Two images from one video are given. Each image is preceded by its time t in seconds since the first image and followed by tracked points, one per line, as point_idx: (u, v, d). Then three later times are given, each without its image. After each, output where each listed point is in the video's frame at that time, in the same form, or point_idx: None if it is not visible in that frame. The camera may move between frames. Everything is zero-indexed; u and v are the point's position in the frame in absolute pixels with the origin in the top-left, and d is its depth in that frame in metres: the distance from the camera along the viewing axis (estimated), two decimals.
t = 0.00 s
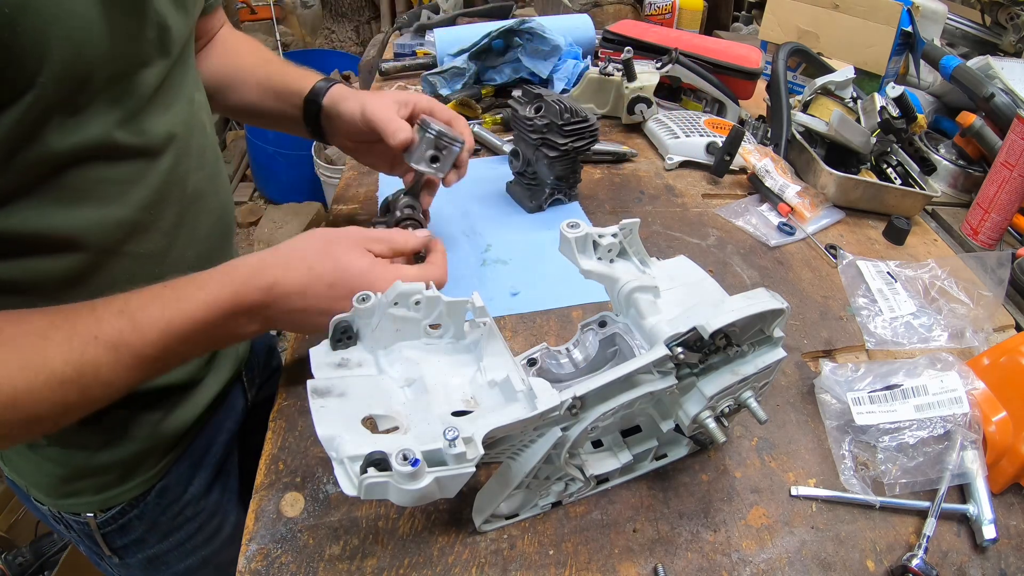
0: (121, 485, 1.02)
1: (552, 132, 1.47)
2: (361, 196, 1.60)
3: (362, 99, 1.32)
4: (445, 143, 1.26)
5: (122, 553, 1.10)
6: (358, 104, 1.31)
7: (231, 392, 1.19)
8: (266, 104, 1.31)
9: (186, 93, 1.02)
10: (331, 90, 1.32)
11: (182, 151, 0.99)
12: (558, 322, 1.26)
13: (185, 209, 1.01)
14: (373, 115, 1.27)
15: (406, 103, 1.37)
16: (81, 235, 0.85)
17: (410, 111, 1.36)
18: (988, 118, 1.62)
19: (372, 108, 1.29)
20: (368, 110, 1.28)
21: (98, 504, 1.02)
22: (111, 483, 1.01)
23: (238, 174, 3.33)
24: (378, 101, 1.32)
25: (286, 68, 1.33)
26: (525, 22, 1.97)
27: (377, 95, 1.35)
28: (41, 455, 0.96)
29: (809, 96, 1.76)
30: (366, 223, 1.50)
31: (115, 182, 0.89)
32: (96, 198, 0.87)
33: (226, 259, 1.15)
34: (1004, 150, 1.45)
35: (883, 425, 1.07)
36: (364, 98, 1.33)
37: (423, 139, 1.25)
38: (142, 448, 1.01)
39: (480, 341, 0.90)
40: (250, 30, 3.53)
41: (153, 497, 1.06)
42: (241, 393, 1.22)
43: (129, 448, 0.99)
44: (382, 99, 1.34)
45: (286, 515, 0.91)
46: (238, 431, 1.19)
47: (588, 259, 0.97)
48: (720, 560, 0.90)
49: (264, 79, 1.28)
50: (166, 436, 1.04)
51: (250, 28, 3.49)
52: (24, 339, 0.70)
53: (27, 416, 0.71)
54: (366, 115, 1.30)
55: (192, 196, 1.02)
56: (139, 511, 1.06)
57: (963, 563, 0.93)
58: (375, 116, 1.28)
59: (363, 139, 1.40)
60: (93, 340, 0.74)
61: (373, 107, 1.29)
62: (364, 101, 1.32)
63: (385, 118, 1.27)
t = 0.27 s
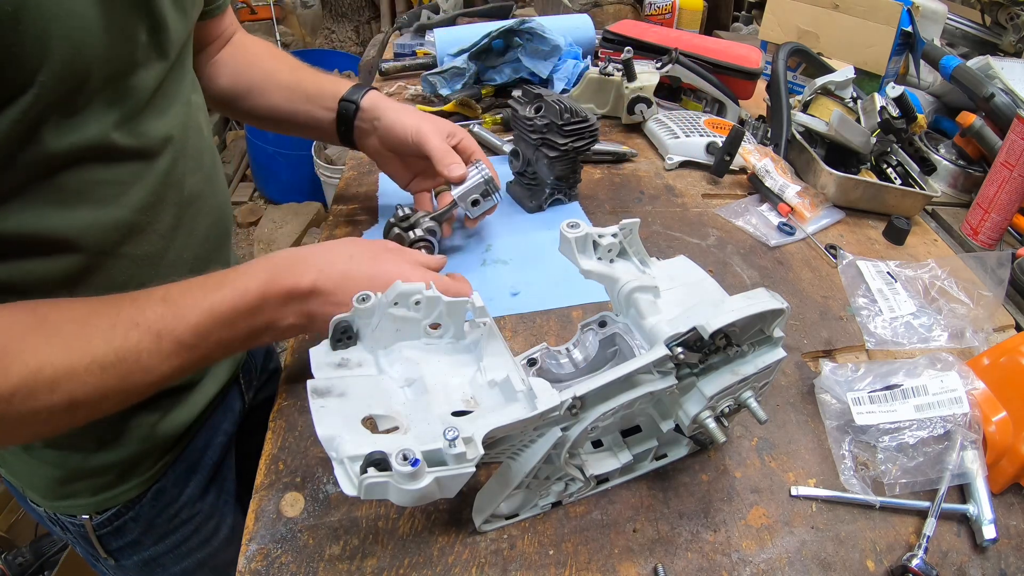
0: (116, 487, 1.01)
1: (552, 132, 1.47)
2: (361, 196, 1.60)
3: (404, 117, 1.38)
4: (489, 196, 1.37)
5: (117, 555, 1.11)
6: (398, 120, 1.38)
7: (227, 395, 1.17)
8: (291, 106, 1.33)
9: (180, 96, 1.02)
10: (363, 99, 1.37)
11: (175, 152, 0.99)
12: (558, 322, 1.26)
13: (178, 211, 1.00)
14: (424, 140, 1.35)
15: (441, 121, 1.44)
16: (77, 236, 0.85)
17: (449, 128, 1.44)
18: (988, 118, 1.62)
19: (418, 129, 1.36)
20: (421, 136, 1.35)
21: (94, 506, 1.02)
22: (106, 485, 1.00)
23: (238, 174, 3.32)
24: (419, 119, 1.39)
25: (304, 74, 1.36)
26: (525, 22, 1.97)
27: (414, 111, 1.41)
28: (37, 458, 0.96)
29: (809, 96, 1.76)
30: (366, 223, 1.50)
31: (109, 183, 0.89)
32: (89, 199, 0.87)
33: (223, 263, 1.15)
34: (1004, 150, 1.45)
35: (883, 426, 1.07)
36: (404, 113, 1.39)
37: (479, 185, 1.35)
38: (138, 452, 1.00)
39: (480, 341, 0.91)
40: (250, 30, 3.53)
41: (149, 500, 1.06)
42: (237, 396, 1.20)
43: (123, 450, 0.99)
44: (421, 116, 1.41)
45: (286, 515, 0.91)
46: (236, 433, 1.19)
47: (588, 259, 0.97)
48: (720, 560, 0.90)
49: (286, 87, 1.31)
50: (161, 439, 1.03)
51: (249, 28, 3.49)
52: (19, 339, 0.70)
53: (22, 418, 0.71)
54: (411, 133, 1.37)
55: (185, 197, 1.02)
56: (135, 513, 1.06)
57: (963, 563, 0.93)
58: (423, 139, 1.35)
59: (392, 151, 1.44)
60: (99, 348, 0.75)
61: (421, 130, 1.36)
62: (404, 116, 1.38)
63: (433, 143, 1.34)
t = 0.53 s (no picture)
0: (115, 490, 1.01)
1: (552, 132, 1.47)
2: (361, 196, 1.60)
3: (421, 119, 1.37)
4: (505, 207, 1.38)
5: (115, 557, 1.11)
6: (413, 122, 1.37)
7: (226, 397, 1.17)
8: (303, 105, 1.33)
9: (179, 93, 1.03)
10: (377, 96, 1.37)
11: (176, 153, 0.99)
12: (558, 322, 1.26)
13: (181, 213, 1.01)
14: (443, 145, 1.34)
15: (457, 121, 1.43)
16: (76, 239, 0.85)
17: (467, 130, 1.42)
18: (988, 118, 1.62)
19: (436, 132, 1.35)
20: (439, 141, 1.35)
21: (92, 509, 1.01)
22: (105, 487, 1.00)
23: (238, 174, 3.32)
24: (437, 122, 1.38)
25: (314, 71, 1.35)
26: (525, 22, 1.97)
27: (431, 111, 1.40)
28: (37, 460, 0.95)
29: (809, 96, 1.76)
30: (366, 223, 1.50)
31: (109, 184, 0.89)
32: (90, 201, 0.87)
33: (222, 265, 1.15)
34: (1004, 150, 1.44)
35: (883, 426, 1.07)
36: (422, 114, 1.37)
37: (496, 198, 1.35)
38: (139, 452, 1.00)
39: (480, 341, 0.91)
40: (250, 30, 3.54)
41: (149, 501, 1.06)
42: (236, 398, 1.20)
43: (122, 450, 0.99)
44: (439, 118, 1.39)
45: (286, 515, 0.91)
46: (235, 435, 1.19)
47: (588, 259, 0.97)
48: (720, 560, 0.90)
49: (295, 85, 1.31)
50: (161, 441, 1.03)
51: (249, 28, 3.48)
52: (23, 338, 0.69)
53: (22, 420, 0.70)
54: (429, 136, 1.36)
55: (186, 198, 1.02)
56: (134, 515, 1.06)
57: (963, 563, 0.93)
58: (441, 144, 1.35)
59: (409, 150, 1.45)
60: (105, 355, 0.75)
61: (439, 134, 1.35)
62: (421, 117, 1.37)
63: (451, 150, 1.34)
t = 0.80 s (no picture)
0: (105, 504, 1.01)
1: (553, 132, 1.47)
2: (360, 196, 1.60)
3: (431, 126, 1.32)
4: (522, 228, 1.39)
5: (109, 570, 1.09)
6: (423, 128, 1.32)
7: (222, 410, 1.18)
8: (309, 114, 1.33)
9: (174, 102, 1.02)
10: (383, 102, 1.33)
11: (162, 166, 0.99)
12: (558, 323, 1.26)
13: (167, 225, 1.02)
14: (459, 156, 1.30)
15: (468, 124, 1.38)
16: (61, 252, 0.86)
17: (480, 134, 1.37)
18: (989, 118, 1.62)
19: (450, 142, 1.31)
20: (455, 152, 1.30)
21: (83, 523, 1.00)
22: (96, 501, 1.00)
23: (239, 174, 3.32)
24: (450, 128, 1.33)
25: (318, 76, 1.33)
26: (525, 22, 1.97)
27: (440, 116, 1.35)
28: (27, 471, 0.96)
29: (809, 96, 1.76)
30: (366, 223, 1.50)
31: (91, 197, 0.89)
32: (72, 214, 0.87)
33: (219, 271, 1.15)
34: (1004, 150, 1.44)
35: (883, 425, 1.07)
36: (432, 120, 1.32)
37: (517, 216, 1.36)
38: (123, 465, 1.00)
39: (480, 342, 0.91)
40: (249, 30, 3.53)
41: (141, 515, 1.05)
42: (232, 410, 1.21)
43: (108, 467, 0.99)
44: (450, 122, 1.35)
45: (286, 515, 0.91)
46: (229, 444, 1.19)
47: (588, 259, 0.97)
48: (720, 560, 0.90)
49: (297, 92, 1.30)
50: (156, 452, 1.04)
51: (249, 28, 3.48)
52: None
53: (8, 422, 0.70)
54: (442, 146, 1.31)
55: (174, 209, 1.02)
56: (127, 528, 1.05)
57: (963, 563, 0.93)
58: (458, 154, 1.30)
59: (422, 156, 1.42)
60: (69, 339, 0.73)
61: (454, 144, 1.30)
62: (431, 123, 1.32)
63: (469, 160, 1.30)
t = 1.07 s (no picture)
0: (104, 534, 0.97)
1: (553, 132, 1.47)
2: (360, 196, 1.60)
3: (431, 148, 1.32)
4: (525, 237, 1.41)
5: None
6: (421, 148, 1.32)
7: (221, 427, 1.16)
8: (298, 130, 1.31)
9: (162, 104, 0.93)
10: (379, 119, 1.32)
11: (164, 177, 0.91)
12: (558, 323, 1.26)
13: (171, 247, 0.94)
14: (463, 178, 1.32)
15: (463, 136, 1.39)
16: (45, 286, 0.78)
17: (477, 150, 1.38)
18: (988, 118, 1.62)
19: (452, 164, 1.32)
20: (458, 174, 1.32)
21: (84, 553, 0.97)
22: (94, 532, 0.95)
23: (239, 174, 3.33)
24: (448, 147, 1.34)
25: (306, 89, 1.31)
26: (525, 23, 1.97)
27: (435, 134, 1.35)
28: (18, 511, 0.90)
29: (809, 96, 1.76)
30: (367, 223, 1.50)
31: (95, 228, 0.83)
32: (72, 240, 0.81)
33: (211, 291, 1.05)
34: (1004, 150, 1.44)
35: (883, 426, 1.07)
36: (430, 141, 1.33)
37: (521, 225, 1.39)
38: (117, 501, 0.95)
39: (480, 341, 0.91)
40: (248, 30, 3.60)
41: (143, 542, 1.02)
42: (231, 426, 1.19)
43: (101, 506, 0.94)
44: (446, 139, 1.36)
45: (286, 515, 0.91)
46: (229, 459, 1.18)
47: (588, 259, 0.97)
48: (720, 560, 0.90)
49: (287, 108, 1.28)
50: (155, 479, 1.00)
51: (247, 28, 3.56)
52: None
53: None
54: (441, 168, 1.32)
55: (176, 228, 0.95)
56: (129, 556, 1.01)
57: (963, 563, 0.93)
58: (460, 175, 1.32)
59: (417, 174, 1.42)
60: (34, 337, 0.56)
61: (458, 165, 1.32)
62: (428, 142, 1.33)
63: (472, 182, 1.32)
